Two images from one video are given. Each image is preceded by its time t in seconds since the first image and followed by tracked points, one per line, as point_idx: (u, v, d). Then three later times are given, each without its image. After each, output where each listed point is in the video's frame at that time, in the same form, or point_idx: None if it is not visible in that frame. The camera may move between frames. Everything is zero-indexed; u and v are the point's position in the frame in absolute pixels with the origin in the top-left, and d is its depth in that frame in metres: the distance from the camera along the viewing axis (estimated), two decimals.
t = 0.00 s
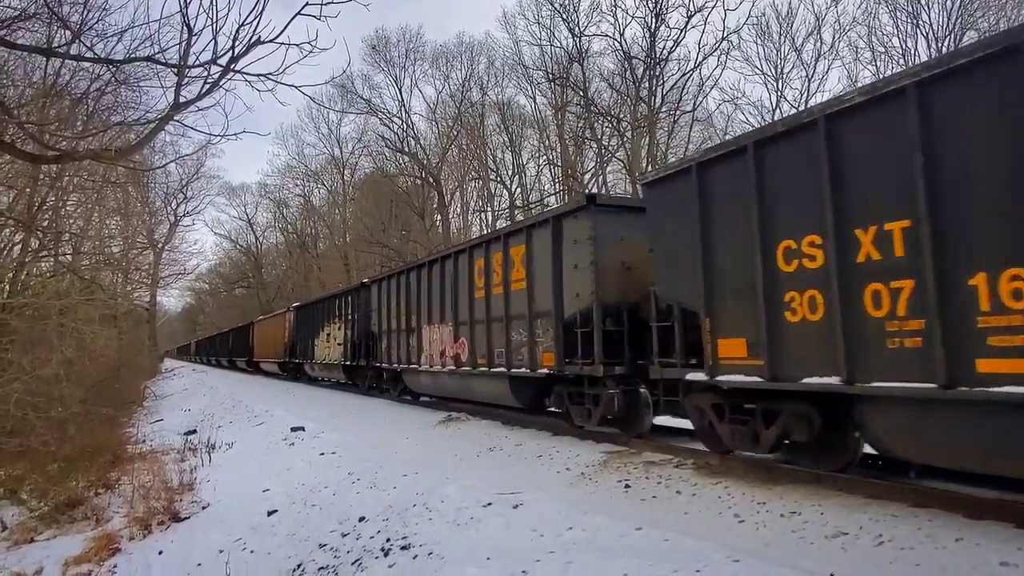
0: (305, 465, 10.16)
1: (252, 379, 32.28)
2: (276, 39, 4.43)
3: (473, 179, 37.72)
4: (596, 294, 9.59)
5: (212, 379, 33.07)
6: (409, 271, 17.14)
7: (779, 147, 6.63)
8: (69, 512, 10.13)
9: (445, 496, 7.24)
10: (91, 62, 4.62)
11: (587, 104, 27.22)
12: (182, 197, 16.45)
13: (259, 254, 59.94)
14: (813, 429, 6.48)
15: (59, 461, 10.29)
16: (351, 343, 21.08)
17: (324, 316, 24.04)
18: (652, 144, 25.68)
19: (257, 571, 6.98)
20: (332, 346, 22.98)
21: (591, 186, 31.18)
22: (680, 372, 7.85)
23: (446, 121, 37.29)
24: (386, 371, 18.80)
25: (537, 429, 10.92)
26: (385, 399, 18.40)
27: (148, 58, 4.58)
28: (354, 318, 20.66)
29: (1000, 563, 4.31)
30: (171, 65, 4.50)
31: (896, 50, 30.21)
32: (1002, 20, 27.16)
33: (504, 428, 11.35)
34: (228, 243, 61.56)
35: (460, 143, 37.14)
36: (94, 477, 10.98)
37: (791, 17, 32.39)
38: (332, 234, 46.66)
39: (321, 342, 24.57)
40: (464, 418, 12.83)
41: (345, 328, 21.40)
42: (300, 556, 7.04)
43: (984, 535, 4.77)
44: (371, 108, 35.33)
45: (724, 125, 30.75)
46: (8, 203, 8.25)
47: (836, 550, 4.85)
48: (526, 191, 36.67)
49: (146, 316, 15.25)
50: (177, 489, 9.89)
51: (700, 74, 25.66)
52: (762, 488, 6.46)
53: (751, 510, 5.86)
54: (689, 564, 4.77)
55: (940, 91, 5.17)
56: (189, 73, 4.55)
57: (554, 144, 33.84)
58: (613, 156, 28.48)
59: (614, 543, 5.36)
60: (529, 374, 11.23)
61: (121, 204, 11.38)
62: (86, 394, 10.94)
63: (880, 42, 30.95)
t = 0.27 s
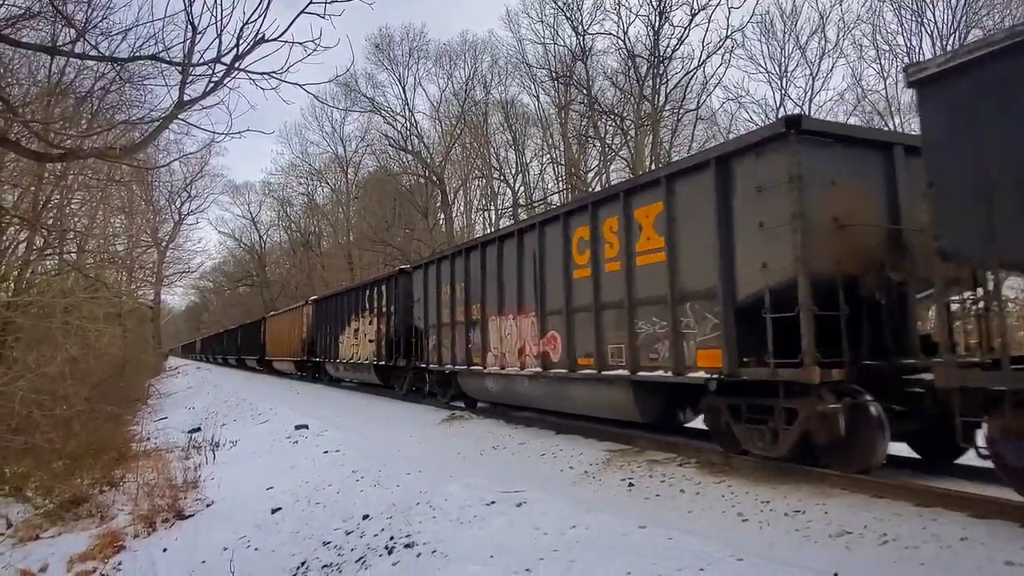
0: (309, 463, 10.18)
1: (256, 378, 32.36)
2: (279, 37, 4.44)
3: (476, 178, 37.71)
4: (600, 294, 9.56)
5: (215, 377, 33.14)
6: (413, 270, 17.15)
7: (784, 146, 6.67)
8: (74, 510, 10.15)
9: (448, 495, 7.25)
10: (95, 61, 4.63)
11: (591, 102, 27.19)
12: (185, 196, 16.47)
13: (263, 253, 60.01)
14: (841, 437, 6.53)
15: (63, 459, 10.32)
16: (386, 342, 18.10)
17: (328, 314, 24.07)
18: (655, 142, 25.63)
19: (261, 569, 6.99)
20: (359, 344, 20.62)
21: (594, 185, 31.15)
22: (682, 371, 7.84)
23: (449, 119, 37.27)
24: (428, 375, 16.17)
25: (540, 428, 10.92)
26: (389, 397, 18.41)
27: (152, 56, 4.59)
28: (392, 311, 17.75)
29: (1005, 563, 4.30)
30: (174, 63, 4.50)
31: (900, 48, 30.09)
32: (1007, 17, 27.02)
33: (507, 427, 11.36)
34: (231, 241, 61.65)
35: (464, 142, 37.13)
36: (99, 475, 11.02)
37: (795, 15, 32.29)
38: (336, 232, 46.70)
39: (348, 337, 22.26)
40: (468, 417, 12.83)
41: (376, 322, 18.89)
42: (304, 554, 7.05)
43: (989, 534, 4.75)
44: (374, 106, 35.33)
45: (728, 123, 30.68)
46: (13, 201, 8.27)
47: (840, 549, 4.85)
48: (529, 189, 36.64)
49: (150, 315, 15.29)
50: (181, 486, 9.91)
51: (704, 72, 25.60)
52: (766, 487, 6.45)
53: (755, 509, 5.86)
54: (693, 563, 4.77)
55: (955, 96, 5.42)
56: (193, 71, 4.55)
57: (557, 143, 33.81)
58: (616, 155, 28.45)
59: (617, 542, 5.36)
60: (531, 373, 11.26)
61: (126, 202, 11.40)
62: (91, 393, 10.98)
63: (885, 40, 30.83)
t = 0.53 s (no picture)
0: (313, 462, 10.20)
1: (261, 377, 32.41)
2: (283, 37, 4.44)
3: (480, 177, 37.73)
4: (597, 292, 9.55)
5: (220, 376, 33.20)
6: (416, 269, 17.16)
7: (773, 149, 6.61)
8: (79, 509, 10.18)
9: (452, 494, 7.26)
10: (100, 60, 4.64)
11: (595, 101, 27.17)
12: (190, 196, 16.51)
13: (267, 252, 60.12)
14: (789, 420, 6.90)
15: (68, 458, 10.35)
16: (430, 340, 15.40)
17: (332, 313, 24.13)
18: (658, 141, 25.61)
19: (266, 568, 7.00)
20: (390, 339, 18.10)
21: (598, 184, 31.12)
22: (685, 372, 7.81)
23: (452, 119, 37.28)
24: (486, 380, 13.80)
25: (544, 427, 10.92)
26: (392, 396, 18.42)
27: (156, 56, 4.60)
28: (441, 303, 14.82)
29: (1011, 563, 4.29)
30: (178, 63, 4.51)
31: (905, 47, 30.03)
32: (1012, 16, 26.94)
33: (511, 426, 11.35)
34: (235, 241, 61.75)
35: (467, 141, 37.12)
36: (104, 474, 11.05)
37: (798, 14, 32.24)
38: (339, 232, 46.75)
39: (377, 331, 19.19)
40: (471, 416, 12.83)
41: (416, 316, 16.26)
42: (308, 553, 7.06)
43: (994, 533, 4.74)
44: (377, 106, 35.35)
45: (732, 122, 30.65)
46: (19, 201, 8.29)
47: (845, 549, 4.83)
48: (532, 188, 36.64)
49: (154, 315, 15.33)
50: (185, 485, 9.94)
51: (708, 71, 25.57)
52: (770, 486, 6.44)
53: (759, 509, 5.84)
54: (697, 563, 4.76)
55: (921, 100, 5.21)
56: (197, 71, 4.56)
57: (561, 142, 33.80)
58: (620, 154, 28.43)
59: (621, 541, 5.36)
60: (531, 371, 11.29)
61: (130, 202, 11.44)
62: (95, 392, 11.01)
63: (889, 38, 30.76)
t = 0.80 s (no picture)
0: (317, 462, 10.22)
1: (264, 377, 32.49)
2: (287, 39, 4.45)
3: (483, 178, 37.76)
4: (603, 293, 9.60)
5: (224, 377, 33.29)
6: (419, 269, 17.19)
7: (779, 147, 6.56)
8: (84, 509, 10.22)
9: (455, 494, 7.26)
10: (105, 62, 4.65)
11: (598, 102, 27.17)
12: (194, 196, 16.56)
13: (271, 252, 60.25)
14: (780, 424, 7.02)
15: (73, 458, 10.38)
16: (497, 339, 12.84)
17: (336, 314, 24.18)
18: (662, 142, 25.60)
19: (270, 568, 7.01)
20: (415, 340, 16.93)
21: (601, 185, 31.12)
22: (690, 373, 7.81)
23: (456, 119, 37.31)
24: (572, 385, 11.50)
25: (547, 427, 10.92)
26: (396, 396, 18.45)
27: (160, 57, 4.61)
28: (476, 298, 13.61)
29: (1016, 564, 4.27)
30: (183, 64, 4.52)
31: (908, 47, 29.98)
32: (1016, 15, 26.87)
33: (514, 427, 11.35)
34: (239, 241, 61.89)
35: (470, 142, 37.14)
36: (108, 474, 11.08)
37: (802, 14, 32.20)
38: (343, 232, 46.83)
39: (417, 326, 16.71)
40: (475, 416, 12.84)
41: (476, 308, 13.71)
42: (311, 553, 7.07)
43: (1000, 535, 4.72)
44: (381, 107, 35.40)
45: (735, 123, 30.63)
46: (24, 202, 8.33)
47: (850, 551, 4.82)
48: (536, 189, 36.66)
49: (158, 315, 15.38)
50: (190, 485, 9.96)
51: (711, 72, 25.56)
52: (774, 487, 6.42)
53: (762, 510, 5.83)
54: (701, 563, 4.76)
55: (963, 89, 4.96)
56: (202, 72, 4.57)
57: (564, 142, 33.81)
58: (623, 155, 28.43)
59: (624, 542, 5.35)
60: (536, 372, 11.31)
61: (134, 202, 11.48)
62: (100, 392, 11.04)
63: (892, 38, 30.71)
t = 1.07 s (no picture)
0: (320, 463, 10.24)
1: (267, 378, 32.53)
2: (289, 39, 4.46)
3: (486, 178, 37.77)
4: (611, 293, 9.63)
5: (227, 377, 33.36)
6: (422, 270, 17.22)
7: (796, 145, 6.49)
8: (87, 509, 10.25)
9: (459, 494, 7.26)
10: (109, 64, 4.66)
11: (600, 102, 27.16)
12: (198, 198, 16.59)
13: (273, 253, 60.33)
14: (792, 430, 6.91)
15: (76, 458, 10.40)
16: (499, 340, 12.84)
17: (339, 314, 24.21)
18: (664, 142, 25.57)
19: (274, 568, 7.03)
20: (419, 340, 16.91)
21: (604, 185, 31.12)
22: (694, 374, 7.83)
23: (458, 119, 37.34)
24: (717, 396, 8.53)
25: (550, 428, 10.93)
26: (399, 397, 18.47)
27: (164, 59, 4.62)
28: (479, 299, 13.63)
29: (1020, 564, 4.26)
30: (187, 65, 4.54)
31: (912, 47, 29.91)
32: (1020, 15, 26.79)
33: (517, 427, 11.36)
34: (242, 242, 61.99)
35: (473, 142, 37.15)
36: (112, 475, 11.11)
37: (805, 14, 32.15)
38: (345, 233, 46.89)
39: (472, 320, 13.85)
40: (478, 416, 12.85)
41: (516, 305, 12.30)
42: (315, 553, 7.08)
43: (1004, 535, 4.71)
44: (383, 107, 35.43)
45: (738, 123, 30.61)
46: (28, 203, 8.37)
47: (853, 551, 4.82)
48: (538, 189, 36.68)
49: (161, 316, 15.42)
50: (193, 486, 9.99)
51: (714, 72, 25.55)
52: (777, 487, 6.43)
53: (766, 510, 5.83)
54: (704, 564, 4.76)
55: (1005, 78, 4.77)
56: (206, 73, 4.58)
57: (566, 143, 33.82)
58: (626, 155, 28.42)
59: (627, 543, 5.35)
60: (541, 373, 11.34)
61: (138, 203, 11.50)
62: (103, 393, 11.07)
63: (896, 38, 30.65)
